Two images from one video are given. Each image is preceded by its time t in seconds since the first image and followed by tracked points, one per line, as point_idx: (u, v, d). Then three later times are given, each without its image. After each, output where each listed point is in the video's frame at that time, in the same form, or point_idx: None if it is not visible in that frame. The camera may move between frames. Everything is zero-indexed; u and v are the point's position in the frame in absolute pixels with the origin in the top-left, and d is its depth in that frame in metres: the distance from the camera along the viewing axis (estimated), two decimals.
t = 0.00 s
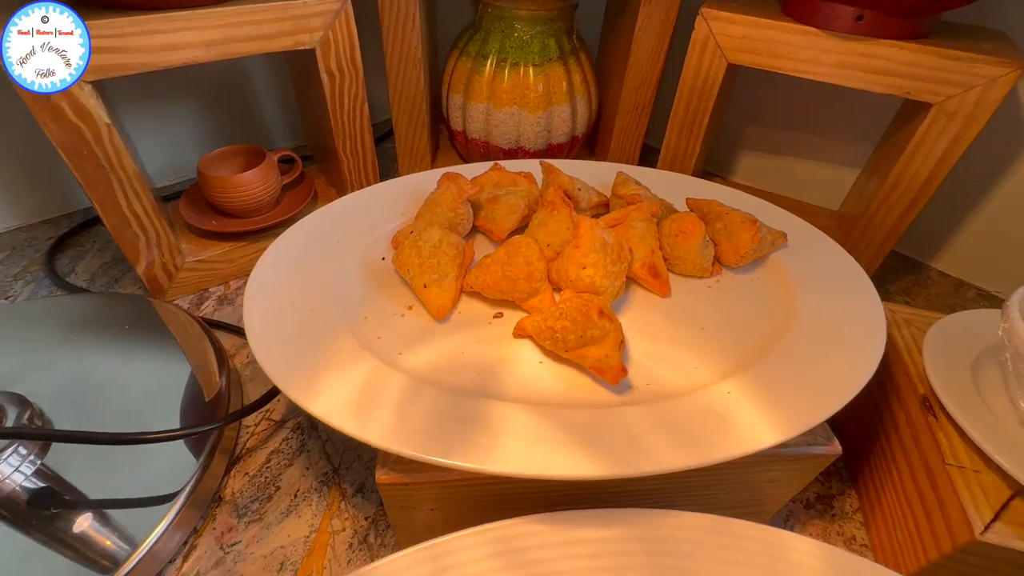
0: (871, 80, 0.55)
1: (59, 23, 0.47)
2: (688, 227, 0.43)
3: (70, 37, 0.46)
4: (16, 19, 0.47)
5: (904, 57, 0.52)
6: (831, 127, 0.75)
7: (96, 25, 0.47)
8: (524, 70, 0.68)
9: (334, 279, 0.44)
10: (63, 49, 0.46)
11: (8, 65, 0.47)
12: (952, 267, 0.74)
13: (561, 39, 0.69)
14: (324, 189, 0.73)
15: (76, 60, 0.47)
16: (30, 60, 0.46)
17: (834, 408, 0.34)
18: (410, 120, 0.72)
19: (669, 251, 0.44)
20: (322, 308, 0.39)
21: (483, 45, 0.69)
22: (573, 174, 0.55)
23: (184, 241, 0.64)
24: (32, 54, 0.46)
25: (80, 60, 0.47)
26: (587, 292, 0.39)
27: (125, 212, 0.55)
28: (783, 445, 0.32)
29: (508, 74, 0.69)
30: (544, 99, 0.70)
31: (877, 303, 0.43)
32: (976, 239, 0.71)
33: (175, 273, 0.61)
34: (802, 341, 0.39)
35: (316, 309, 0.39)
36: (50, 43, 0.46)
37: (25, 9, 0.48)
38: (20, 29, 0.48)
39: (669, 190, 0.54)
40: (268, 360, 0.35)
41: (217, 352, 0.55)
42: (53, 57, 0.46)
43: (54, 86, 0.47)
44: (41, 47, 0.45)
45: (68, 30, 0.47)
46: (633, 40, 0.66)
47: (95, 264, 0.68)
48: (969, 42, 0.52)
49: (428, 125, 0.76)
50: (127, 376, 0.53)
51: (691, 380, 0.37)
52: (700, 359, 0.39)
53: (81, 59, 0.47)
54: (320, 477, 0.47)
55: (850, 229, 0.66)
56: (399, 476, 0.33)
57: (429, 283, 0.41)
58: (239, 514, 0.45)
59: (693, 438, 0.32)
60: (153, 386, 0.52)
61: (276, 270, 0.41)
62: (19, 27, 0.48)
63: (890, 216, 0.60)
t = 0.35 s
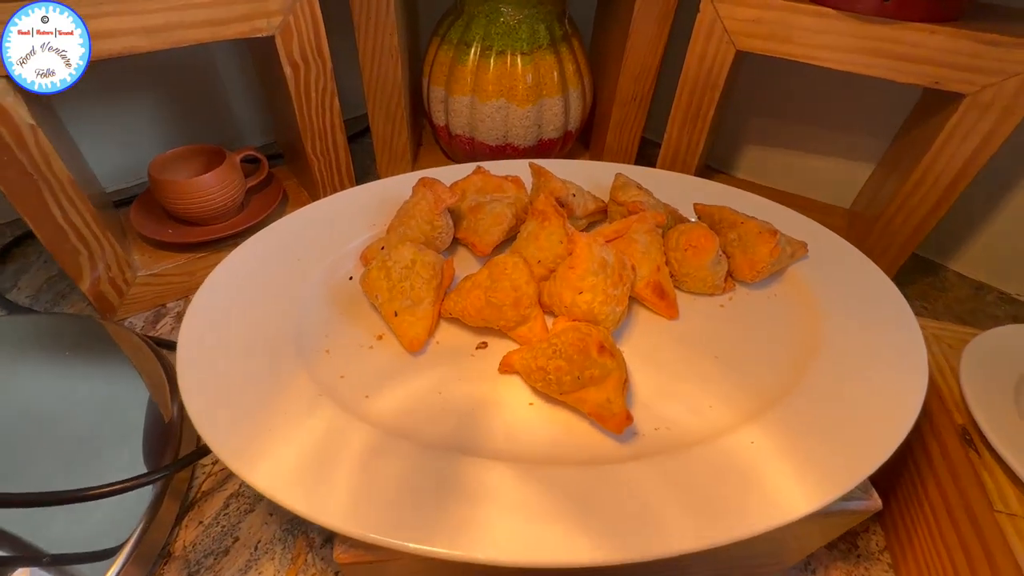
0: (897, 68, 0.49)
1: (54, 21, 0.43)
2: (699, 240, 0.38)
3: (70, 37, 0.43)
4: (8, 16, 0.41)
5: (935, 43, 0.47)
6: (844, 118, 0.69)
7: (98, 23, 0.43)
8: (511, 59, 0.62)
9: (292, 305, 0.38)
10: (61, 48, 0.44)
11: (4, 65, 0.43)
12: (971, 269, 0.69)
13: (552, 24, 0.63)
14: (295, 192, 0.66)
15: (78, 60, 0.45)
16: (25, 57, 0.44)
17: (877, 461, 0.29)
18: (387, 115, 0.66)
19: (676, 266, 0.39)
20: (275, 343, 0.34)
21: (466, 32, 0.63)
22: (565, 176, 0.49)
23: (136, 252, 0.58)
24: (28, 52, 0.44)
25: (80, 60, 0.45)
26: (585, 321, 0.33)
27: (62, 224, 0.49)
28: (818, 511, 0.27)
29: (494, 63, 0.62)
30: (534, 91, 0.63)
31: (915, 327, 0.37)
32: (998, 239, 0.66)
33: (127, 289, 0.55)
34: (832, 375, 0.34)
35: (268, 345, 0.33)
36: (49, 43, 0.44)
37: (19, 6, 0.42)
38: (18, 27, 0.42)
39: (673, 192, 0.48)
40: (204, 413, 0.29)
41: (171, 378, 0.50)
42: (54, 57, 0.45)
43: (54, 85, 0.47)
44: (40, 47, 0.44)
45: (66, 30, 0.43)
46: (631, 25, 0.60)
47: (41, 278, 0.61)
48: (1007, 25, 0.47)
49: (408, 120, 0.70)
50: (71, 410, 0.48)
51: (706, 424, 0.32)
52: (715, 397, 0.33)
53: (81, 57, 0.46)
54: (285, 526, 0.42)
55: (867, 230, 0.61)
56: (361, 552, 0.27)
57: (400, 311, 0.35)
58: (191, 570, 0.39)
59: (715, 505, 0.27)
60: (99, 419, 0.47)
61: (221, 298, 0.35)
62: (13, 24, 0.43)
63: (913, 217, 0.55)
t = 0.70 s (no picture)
0: (917, 58, 0.44)
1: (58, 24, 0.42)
2: (704, 258, 0.33)
3: (70, 36, 0.42)
4: (8, 17, 0.41)
5: (961, 31, 0.42)
6: (854, 112, 0.65)
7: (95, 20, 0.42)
8: (494, 50, 0.57)
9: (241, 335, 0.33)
10: (63, 48, 0.44)
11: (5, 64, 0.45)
12: (986, 273, 0.65)
13: (539, 13, 0.58)
14: (264, 195, 0.61)
15: (83, 61, 0.45)
16: (27, 58, 0.45)
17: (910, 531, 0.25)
18: (361, 111, 0.60)
19: (676, 286, 0.34)
20: (216, 389, 0.29)
21: (445, 21, 0.58)
22: (552, 181, 0.44)
23: (86, 265, 0.53)
24: (29, 52, 0.45)
25: (81, 59, 0.45)
26: (572, 358, 0.29)
27: None
28: None
29: (476, 55, 0.57)
30: (520, 85, 0.58)
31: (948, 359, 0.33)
32: (1018, 242, 0.62)
33: (75, 307, 0.51)
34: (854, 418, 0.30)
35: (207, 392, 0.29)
36: (50, 43, 0.44)
37: (18, 7, 0.41)
38: (18, 28, 0.42)
39: (673, 197, 0.43)
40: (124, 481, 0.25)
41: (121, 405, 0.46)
42: (54, 56, 0.45)
43: (54, 84, 0.48)
44: (40, 47, 0.44)
45: (68, 31, 0.42)
46: (625, 12, 0.55)
47: None
48: None
49: (386, 117, 0.65)
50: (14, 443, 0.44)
51: (713, 478, 0.28)
52: (721, 442, 0.30)
53: (82, 55, 0.45)
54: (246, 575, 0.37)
55: (880, 234, 0.57)
56: None
57: (361, 344, 0.30)
58: None
59: None
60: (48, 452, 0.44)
61: (154, 335, 0.31)
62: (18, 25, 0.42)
63: (931, 221, 0.51)
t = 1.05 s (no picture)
0: (912, 63, 0.42)
1: (59, 25, 0.40)
2: (680, 287, 0.31)
3: (70, 36, 0.41)
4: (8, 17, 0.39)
5: (958, 35, 0.40)
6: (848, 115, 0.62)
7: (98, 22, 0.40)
8: (469, 54, 0.54)
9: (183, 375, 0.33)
10: (63, 48, 0.42)
11: (4, 64, 0.43)
12: (983, 281, 0.63)
13: (517, 13, 0.55)
14: (231, 207, 0.59)
15: (80, 61, 0.43)
16: (27, 58, 0.43)
17: None
18: (331, 119, 0.57)
19: (652, 316, 0.32)
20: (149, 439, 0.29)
21: (417, 23, 0.55)
22: (524, 196, 0.42)
23: (36, 286, 0.50)
24: (28, 52, 0.43)
25: (81, 59, 0.43)
26: (534, 403, 0.26)
27: None
28: None
29: (450, 59, 0.54)
30: (497, 90, 0.56)
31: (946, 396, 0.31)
32: (1014, 251, 0.60)
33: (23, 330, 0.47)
34: (834, 466, 0.28)
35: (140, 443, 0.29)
36: (49, 43, 0.42)
37: (18, 6, 0.39)
38: (18, 27, 0.41)
39: (652, 212, 0.41)
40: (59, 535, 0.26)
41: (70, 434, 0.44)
42: (54, 57, 0.43)
43: (54, 85, 0.46)
44: (40, 47, 0.42)
45: (68, 32, 0.41)
46: (606, 13, 0.52)
47: None
48: None
49: (359, 123, 0.62)
50: None
51: (684, 531, 0.26)
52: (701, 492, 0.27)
53: (83, 56, 0.43)
54: None
55: (873, 245, 0.55)
56: None
57: (307, 387, 0.28)
58: None
59: None
60: None
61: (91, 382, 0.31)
62: (18, 26, 0.41)
63: (929, 233, 0.48)
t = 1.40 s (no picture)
0: (892, 65, 0.40)
1: (59, 25, 0.40)
2: (644, 304, 0.29)
3: (70, 36, 0.40)
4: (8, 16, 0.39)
5: (940, 35, 0.38)
6: (833, 116, 0.61)
7: (93, 19, 0.40)
8: (441, 56, 0.52)
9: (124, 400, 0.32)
10: (63, 49, 0.42)
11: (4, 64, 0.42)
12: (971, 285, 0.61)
13: (490, 13, 0.54)
14: (198, 215, 0.57)
15: (77, 62, 0.43)
16: (27, 58, 0.42)
17: None
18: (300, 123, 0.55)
19: (619, 333, 0.30)
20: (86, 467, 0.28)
21: (387, 24, 0.53)
22: (493, 205, 0.40)
23: None
24: (28, 52, 0.42)
25: (81, 59, 0.43)
26: (490, 430, 0.25)
27: None
28: None
29: (421, 61, 0.53)
30: (470, 92, 0.54)
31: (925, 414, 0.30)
32: (1003, 255, 0.58)
33: None
34: (804, 494, 0.27)
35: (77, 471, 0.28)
36: (49, 43, 0.41)
37: (18, 6, 0.39)
38: (18, 27, 0.40)
39: (626, 220, 0.39)
40: None
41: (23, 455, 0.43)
42: (54, 57, 0.42)
43: (53, 85, 0.45)
44: (40, 47, 0.42)
45: (68, 32, 0.40)
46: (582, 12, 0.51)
47: None
48: None
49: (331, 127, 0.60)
50: None
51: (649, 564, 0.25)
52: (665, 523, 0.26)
53: (82, 56, 0.43)
54: None
55: (857, 250, 0.54)
56: None
57: (247, 416, 0.26)
58: None
59: None
60: None
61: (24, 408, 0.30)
62: (17, 26, 0.40)
63: (914, 238, 0.47)
